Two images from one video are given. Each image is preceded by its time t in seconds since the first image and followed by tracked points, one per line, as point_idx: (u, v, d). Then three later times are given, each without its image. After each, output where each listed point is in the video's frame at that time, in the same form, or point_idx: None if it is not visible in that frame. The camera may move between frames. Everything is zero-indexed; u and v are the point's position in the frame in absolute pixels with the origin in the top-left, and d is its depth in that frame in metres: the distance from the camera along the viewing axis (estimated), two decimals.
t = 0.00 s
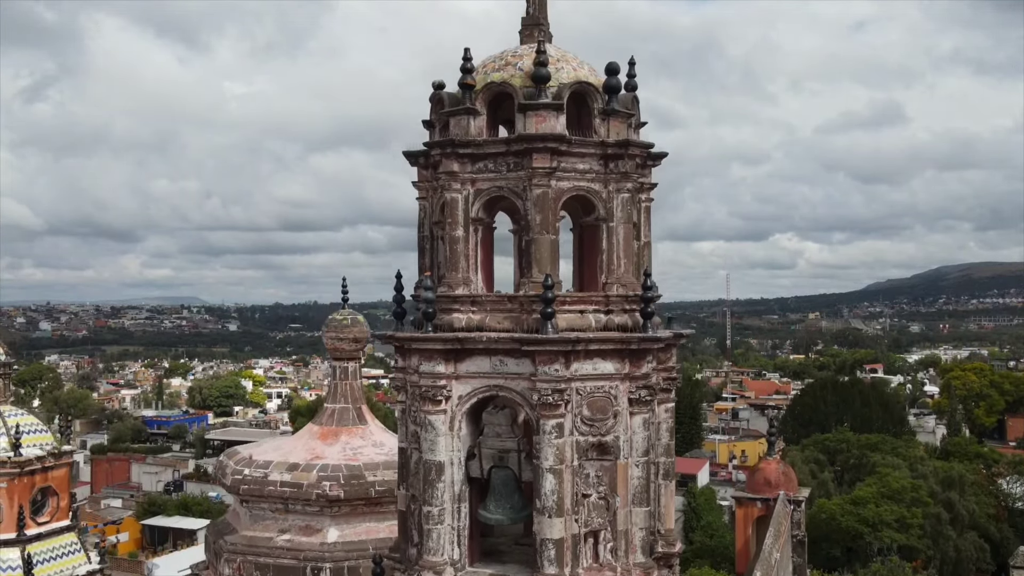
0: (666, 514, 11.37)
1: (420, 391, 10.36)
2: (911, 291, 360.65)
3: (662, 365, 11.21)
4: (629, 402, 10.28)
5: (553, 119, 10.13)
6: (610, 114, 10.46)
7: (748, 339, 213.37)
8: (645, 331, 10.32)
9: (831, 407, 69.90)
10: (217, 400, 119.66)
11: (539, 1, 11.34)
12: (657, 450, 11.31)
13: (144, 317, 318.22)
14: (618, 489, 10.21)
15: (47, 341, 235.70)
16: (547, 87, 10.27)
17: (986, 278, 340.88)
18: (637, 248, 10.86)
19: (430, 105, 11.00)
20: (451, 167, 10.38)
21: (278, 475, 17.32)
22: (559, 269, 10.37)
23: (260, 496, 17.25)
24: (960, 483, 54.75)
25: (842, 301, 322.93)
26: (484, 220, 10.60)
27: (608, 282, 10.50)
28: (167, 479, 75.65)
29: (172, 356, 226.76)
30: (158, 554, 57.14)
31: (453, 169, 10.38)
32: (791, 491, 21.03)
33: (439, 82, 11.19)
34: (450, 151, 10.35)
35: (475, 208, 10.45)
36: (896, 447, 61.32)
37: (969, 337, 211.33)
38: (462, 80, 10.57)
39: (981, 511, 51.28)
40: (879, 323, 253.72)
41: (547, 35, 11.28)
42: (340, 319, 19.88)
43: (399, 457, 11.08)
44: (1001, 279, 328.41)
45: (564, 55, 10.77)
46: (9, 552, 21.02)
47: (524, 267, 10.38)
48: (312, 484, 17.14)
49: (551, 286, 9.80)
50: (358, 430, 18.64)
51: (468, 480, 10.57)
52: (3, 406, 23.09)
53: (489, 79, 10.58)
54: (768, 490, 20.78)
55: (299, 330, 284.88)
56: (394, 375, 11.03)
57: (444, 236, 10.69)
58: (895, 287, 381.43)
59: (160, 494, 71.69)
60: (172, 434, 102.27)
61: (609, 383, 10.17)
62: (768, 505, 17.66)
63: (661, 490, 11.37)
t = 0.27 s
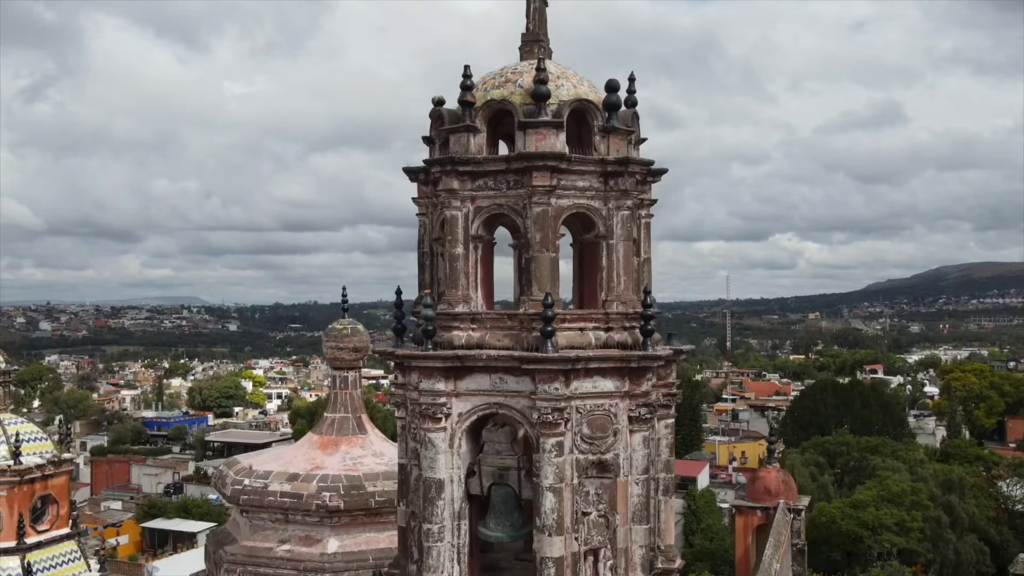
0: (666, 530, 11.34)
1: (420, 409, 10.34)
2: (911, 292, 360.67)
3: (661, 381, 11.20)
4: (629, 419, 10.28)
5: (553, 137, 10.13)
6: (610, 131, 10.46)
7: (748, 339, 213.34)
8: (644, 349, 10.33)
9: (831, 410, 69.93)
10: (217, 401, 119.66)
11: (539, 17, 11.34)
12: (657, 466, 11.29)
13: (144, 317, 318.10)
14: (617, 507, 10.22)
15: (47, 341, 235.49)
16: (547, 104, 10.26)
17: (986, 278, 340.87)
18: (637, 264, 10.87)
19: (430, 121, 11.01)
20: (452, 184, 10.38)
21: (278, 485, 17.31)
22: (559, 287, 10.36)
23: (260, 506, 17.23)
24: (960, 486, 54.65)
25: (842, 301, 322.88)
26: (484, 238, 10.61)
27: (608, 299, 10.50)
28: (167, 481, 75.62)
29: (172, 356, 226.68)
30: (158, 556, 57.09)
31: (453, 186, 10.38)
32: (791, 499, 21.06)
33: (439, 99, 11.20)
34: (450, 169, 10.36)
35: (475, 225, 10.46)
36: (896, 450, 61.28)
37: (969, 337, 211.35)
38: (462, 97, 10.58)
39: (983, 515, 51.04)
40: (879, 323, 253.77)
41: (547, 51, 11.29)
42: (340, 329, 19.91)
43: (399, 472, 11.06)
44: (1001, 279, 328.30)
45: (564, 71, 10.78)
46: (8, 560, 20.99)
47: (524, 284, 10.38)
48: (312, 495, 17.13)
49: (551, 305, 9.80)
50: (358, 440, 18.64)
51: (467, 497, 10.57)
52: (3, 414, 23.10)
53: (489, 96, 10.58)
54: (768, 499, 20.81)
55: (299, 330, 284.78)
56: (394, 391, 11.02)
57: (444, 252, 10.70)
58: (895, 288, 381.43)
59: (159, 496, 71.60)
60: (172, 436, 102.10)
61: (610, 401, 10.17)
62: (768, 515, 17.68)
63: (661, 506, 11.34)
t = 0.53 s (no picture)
0: (666, 546, 11.35)
1: (420, 426, 10.35)
2: (911, 292, 360.65)
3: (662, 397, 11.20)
4: (629, 438, 10.29)
5: (553, 155, 10.13)
6: (610, 149, 10.46)
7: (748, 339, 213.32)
8: (644, 366, 10.34)
9: (831, 412, 69.96)
10: (217, 401, 119.66)
11: (539, 34, 11.35)
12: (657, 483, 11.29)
13: (144, 317, 318.10)
14: (617, 524, 10.22)
15: (47, 341, 235.40)
16: (547, 123, 10.26)
17: (987, 279, 340.90)
18: (637, 281, 10.88)
19: (430, 138, 11.01)
20: (451, 202, 10.39)
21: (278, 496, 17.31)
22: (559, 305, 10.37)
23: (260, 516, 17.23)
24: (960, 488, 54.48)
25: (842, 301, 322.85)
26: (485, 254, 10.62)
27: (608, 317, 10.50)
28: (167, 482, 75.57)
29: (172, 356, 226.57)
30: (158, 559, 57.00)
31: (453, 204, 10.39)
32: (791, 508, 21.05)
33: (439, 115, 11.21)
34: (450, 187, 10.36)
35: (475, 243, 10.47)
36: (896, 452, 61.24)
37: (969, 338, 211.33)
38: (462, 114, 10.59)
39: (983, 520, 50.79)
40: (879, 323, 252.79)
41: (547, 68, 11.30)
42: (340, 338, 19.95)
43: (399, 488, 11.06)
44: (1001, 279, 328.34)
45: (564, 88, 10.80)
46: (8, 568, 20.97)
47: (524, 301, 10.38)
48: (312, 505, 17.14)
49: (551, 324, 9.80)
50: (358, 449, 18.65)
51: (468, 514, 10.57)
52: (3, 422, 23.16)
53: (489, 113, 10.59)
54: (768, 507, 20.78)
55: (299, 330, 284.70)
56: (395, 409, 11.02)
57: (444, 269, 10.71)
58: (894, 288, 381.44)
59: (159, 499, 71.54)
60: (172, 437, 101.90)
61: (609, 419, 10.19)
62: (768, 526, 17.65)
63: (661, 521, 11.35)
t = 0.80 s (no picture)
0: (665, 561, 11.34)
1: (420, 444, 10.36)
2: (911, 292, 360.52)
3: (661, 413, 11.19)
4: (629, 456, 10.30)
5: (553, 173, 10.15)
6: (610, 166, 10.46)
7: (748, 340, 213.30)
8: (644, 384, 10.35)
9: (832, 413, 69.95)
10: (217, 402, 119.68)
11: (539, 50, 11.36)
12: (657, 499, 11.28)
13: (145, 317, 318.01)
14: (617, 542, 10.22)
15: (47, 341, 235.35)
16: (547, 140, 10.26)
17: (987, 279, 340.80)
18: (637, 298, 10.89)
19: (430, 154, 11.01)
20: (451, 220, 10.40)
21: (278, 507, 17.30)
22: (559, 324, 10.37)
23: (260, 527, 17.24)
24: (959, 493, 54.29)
25: (842, 301, 322.76)
26: (484, 272, 10.63)
27: (608, 334, 10.51)
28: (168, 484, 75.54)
29: (173, 356, 226.58)
30: (158, 562, 56.87)
31: (452, 222, 10.40)
32: (791, 516, 21.02)
33: (439, 131, 11.21)
34: (450, 204, 10.37)
35: (475, 260, 10.47)
36: (895, 455, 61.17)
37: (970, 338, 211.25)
38: (462, 132, 10.59)
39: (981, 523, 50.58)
40: (879, 323, 252.75)
41: (547, 84, 11.31)
42: (340, 348, 19.97)
43: (399, 504, 11.05)
44: (1002, 279, 328.24)
45: (564, 105, 10.81)
46: None
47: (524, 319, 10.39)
48: (312, 516, 17.14)
49: (552, 343, 9.80)
50: (357, 459, 18.65)
51: (468, 531, 10.58)
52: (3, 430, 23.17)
53: (489, 130, 10.60)
54: (767, 516, 20.76)
55: (299, 330, 284.68)
56: (394, 425, 11.02)
57: (444, 286, 10.71)
58: (895, 288, 381.39)
59: (159, 501, 71.46)
60: (172, 439, 101.75)
61: (609, 437, 10.20)
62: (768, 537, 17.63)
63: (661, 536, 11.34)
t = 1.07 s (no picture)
0: None
1: (419, 462, 10.36)
2: (912, 292, 360.47)
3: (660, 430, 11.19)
4: (628, 474, 10.30)
5: (553, 191, 10.16)
6: (609, 184, 10.46)
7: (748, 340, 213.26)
8: (643, 402, 10.35)
9: (832, 416, 69.97)
10: (217, 403, 119.69)
11: (538, 66, 11.38)
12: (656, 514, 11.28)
13: (145, 317, 317.94)
14: (616, 560, 10.21)
15: (47, 341, 235.28)
16: (547, 158, 10.27)
17: (987, 279, 340.74)
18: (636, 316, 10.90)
19: (429, 171, 11.00)
20: (450, 238, 10.40)
21: (278, 517, 17.29)
22: (558, 341, 10.37)
23: (260, 537, 17.23)
24: (959, 497, 54.05)
25: (842, 301, 322.72)
26: (484, 290, 10.63)
27: (607, 351, 10.51)
28: (167, 486, 75.49)
29: (173, 356, 226.58)
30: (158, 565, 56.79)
31: (452, 240, 10.40)
32: (791, 525, 21.02)
33: (439, 147, 11.21)
34: (449, 223, 10.38)
35: (474, 278, 10.48)
36: (895, 458, 61.09)
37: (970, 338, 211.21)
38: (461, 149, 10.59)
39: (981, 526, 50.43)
40: (880, 324, 252.73)
41: (546, 101, 11.31)
42: (340, 358, 20.00)
43: (399, 520, 11.04)
44: (1002, 279, 328.17)
45: (563, 123, 10.81)
46: None
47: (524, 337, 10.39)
48: (311, 527, 17.14)
49: (551, 362, 9.80)
50: (357, 469, 18.65)
51: (467, 549, 10.57)
52: (3, 438, 23.18)
53: (489, 148, 10.59)
54: (767, 524, 20.78)
55: (299, 330, 284.63)
56: (394, 442, 11.01)
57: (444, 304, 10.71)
58: (895, 288, 381.38)
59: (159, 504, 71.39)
60: (172, 441, 101.68)
61: (608, 455, 10.20)
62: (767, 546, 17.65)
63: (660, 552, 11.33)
